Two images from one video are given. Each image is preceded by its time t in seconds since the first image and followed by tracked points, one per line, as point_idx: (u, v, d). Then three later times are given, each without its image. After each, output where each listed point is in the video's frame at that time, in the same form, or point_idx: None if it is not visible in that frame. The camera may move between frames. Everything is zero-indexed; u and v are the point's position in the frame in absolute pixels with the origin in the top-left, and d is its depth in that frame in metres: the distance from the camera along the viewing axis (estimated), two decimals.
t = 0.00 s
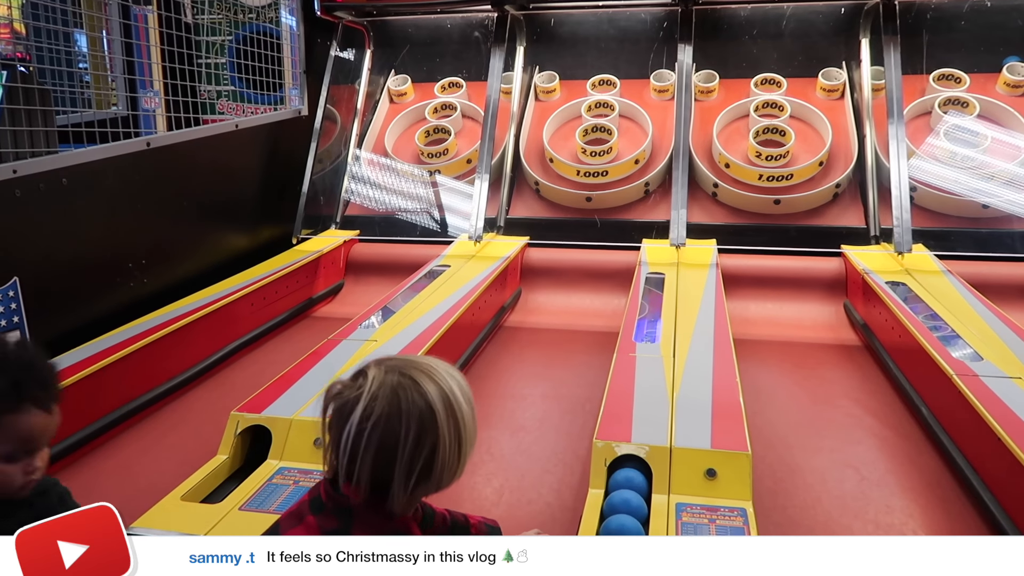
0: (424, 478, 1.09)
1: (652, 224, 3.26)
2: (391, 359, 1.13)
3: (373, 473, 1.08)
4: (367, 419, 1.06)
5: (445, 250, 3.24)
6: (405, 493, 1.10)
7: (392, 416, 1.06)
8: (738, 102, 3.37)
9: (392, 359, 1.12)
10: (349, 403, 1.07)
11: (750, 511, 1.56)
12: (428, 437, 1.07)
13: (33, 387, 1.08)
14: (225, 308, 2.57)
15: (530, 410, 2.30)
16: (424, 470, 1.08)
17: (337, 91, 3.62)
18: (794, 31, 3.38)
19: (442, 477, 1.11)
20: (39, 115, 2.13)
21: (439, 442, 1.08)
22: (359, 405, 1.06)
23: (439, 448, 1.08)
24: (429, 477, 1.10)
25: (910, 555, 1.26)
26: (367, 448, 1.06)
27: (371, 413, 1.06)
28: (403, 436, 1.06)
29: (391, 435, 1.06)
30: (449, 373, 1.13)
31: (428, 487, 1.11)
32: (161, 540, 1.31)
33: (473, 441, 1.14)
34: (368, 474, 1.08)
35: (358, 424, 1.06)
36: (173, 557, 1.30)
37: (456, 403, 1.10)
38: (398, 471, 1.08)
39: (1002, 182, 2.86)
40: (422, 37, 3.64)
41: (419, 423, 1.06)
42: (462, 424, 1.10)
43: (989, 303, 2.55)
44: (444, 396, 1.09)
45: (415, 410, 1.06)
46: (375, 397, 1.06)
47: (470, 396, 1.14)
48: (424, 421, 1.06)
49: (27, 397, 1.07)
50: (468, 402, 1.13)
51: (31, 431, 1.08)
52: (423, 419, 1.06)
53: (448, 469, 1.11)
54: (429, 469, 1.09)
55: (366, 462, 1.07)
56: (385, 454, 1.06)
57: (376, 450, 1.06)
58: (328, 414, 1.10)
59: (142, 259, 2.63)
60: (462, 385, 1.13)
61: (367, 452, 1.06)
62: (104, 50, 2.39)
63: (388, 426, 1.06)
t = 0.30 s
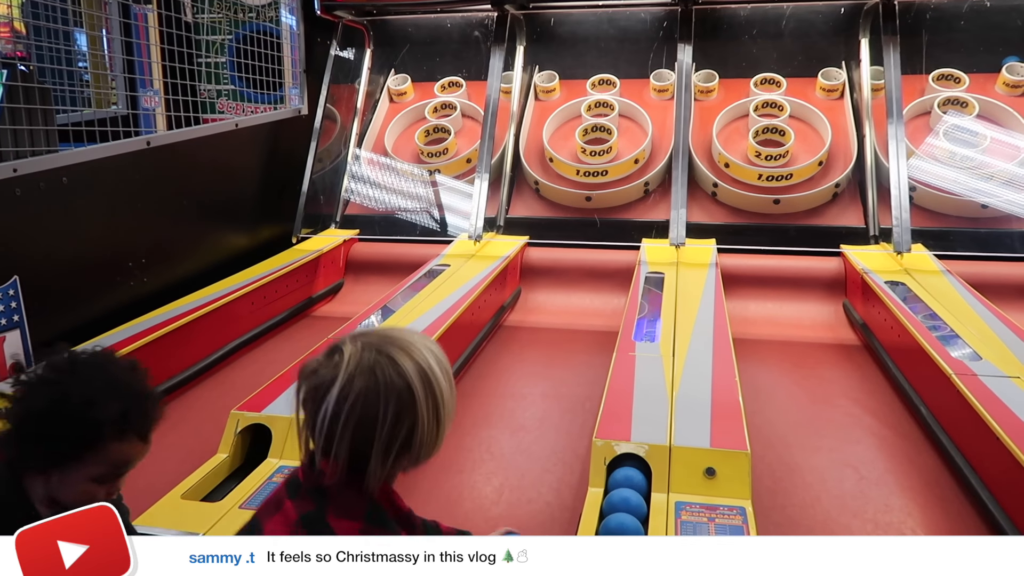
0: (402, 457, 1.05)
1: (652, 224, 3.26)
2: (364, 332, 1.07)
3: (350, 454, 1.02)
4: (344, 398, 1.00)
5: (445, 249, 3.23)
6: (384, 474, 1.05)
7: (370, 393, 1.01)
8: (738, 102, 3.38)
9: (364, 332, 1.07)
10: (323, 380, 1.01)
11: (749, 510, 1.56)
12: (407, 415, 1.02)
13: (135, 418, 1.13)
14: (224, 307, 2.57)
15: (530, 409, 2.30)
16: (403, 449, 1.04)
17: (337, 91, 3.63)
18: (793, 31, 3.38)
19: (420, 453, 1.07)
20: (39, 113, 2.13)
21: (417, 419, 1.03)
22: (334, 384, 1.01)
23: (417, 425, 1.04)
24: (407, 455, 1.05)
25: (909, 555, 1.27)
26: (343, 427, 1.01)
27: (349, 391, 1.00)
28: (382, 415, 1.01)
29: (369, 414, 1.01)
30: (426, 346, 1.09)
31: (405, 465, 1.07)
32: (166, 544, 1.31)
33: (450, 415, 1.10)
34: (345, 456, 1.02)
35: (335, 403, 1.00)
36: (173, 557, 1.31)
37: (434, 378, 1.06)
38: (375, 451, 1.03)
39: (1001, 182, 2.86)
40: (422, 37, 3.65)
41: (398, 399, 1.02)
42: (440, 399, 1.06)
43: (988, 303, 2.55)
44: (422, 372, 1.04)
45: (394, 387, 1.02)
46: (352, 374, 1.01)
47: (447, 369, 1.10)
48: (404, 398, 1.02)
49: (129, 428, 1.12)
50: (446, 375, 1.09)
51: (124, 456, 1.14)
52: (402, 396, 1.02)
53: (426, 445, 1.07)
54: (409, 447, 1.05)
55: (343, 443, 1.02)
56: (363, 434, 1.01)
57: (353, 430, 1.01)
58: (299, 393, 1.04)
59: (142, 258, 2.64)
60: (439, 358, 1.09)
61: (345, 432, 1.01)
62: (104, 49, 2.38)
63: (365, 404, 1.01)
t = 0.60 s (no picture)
0: (313, 363, 0.92)
1: (653, 224, 3.27)
2: (266, 226, 0.93)
3: (253, 360, 0.89)
4: (245, 296, 0.87)
5: (445, 249, 3.23)
6: (292, 381, 0.92)
7: (275, 292, 0.87)
8: (739, 102, 3.38)
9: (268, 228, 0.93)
10: (219, 276, 0.87)
11: (749, 510, 1.56)
12: (318, 316, 0.90)
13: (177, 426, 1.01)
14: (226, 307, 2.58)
15: (530, 408, 2.31)
16: (314, 353, 0.91)
17: (338, 90, 3.64)
18: (794, 31, 3.38)
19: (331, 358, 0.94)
20: (41, 113, 2.13)
21: (330, 321, 0.91)
22: (233, 280, 0.87)
23: (330, 327, 0.91)
24: (320, 361, 0.93)
25: (908, 556, 1.27)
26: (244, 328, 0.88)
27: (249, 289, 0.87)
28: (289, 315, 0.88)
29: (275, 313, 0.88)
30: (340, 245, 0.95)
31: (315, 373, 0.94)
32: (147, 543, 1.20)
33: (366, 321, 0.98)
34: (247, 360, 0.89)
35: (235, 301, 0.87)
36: (173, 558, 1.22)
37: (349, 280, 0.93)
38: (282, 355, 0.90)
39: (1002, 182, 2.86)
40: (423, 36, 3.64)
41: (307, 298, 0.89)
42: (354, 301, 0.94)
43: (989, 303, 2.56)
44: (336, 273, 0.91)
45: (303, 283, 0.88)
46: (253, 270, 0.87)
47: (362, 271, 0.97)
48: (314, 295, 0.89)
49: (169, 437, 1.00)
50: (362, 277, 0.96)
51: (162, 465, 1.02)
52: (312, 295, 0.89)
53: (337, 350, 0.94)
54: (321, 352, 0.92)
55: (244, 346, 0.88)
56: (268, 336, 0.88)
57: (255, 332, 0.88)
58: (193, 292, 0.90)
59: (143, 258, 2.64)
60: (355, 260, 0.96)
61: (245, 333, 0.88)
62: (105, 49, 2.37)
63: (269, 302, 0.87)
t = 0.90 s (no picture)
0: (228, 331, 0.89)
1: (659, 224, 3.24)
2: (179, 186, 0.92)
3: (158, 321, 0.87)
4: (148, 252, 0.85)
5: (451, 249, 3.23)
6: (202, 351, 0.89)
7: (180, 248, 0.85)
8: (745, 101, 3.37)
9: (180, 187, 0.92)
10: (120, 233, 0.86)
11: (757, 510, 1.56)
12: (230, 277, 0.87)
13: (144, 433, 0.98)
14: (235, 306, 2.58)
15: (537, 408, 2.31)
16: (228, 319, 0.88)
17: (344, 90, 3.62)
18: (800, 30, 3.37)
19: (256, 331, 0.91)
20: (50, 113, 2.16)
21: (246, 285, 0.88)
22: (134, 236, 0.85)
23: (246, 291, 0.88)
24: (236, 331, 0.90)
25: (917, 557, 1.27)
26: (150, 286, 0.85)
27: (153, 245, 0.85)
28: (196, 273, 0.86)
29: (181, 270, 0.85)
30: (259, 208, 0.94)
31: (233, 346, 0.90)
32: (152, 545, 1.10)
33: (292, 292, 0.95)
34: (153, 322, 0.87)
35: (134, 257, 0.85)
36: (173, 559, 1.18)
37: (266, 241, 0.90)
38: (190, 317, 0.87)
39: (1011, 181, 2.87)
40: (430, 36, 3.66)
41: (218, 256, 0.86)
42: (277, 265, 0.91)
43: (997, 303, 2.55)
44: (250, 232, 0.89)
45: (212, 240, 0.86)
46: (158, 224, 0.85)
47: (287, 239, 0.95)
48: (226, 254, 0.87)
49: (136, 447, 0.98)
50: (285, 243, 0.94)
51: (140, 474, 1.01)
52: (222, 253, 0.86)
53: (262, 321, 0.91)
54: (237, 319, 0.89)
55: (148, 306, 0.86)
56: (174, 295, 0.86)
57: (161, 290, 0.85)
58: (87, 248, 0.87)
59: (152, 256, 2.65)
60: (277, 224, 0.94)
61: (149, 292, 0.86)
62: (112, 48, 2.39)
63: (175, 260, 0.85)
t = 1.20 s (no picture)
0: (189, 330, 0.86)
1: (668, 223, 3.26)
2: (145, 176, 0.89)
3: (116, 312, 0.82)
4: (113, 234, 0.81)
5: (460, 248, 3.25)
6: (157, 350, 0.85)
7: (149, 231, 0.82)
8: (754, 100, 3.36)
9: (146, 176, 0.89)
10: (81, 214, 0.82)
11: (767, 509, 1.56)
12: (200, 266, 0.84)
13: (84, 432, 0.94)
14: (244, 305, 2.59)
15: (545, 407, 2.31)
16: (193, 315, 0.85)
17: (353, 90, 3.63)
18: (810, 28, 3.36)
19: (217, 334, 0.88)
20: (61, 113, 2.17)
21: (215, 279, 0.85)
22: (100, 215, 0.82)
23: (213, 284, 0.85)
24: (199, 330, 0.86)
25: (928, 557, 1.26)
26: (110, 272, 0.81)
27: (117, 228, 0.82)
28: (163, 261, 0.83)
29: (148, 256, 0.82)
30: (228, 207, 0.92)
31: (192, 342, 0.87)
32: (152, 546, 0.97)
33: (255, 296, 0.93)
34: (109, 314, 0.82)
35: (96, 238, 0.81)
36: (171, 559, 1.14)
37: (235, 237, 0.89)
38: (150, 311, 0.83)
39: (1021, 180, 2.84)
40: (437, 35, 3.67)
41: (188, 245, 0.84)
42: (245, 264, 0.89)
43: (1008, 302, 2.54)
44: (222, 225, 0.88)
45: (183, 228, 0.84)
46: (127, 207, 0.83)
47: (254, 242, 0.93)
48: (197, 243, 0.84)
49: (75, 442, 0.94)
50: (252, 244, 0.92)
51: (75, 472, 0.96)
52: (194, 240, 0.84)
53: (226, 322, 0.88)
54: (202, 317, 0.86)
55: (103, 296, 0.81)
56: (137, 284, 0.82)
57: (121, 277, 0.81)
58: (41, 224, 0.82)
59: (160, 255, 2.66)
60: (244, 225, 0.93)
61: (106, 279, 0.81)
62: (122, 48, 2.39)
63: (141, 245, 0.82)
